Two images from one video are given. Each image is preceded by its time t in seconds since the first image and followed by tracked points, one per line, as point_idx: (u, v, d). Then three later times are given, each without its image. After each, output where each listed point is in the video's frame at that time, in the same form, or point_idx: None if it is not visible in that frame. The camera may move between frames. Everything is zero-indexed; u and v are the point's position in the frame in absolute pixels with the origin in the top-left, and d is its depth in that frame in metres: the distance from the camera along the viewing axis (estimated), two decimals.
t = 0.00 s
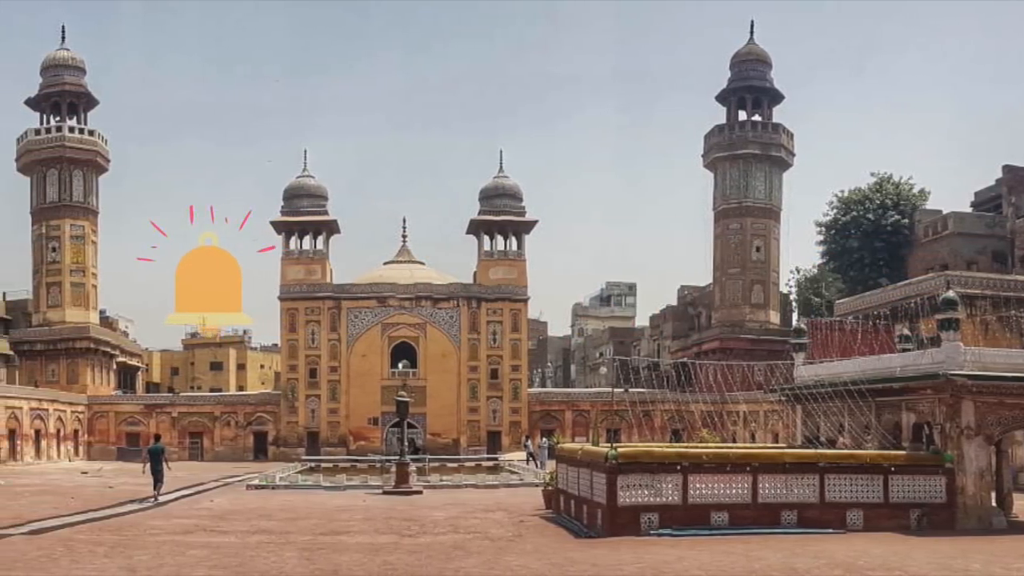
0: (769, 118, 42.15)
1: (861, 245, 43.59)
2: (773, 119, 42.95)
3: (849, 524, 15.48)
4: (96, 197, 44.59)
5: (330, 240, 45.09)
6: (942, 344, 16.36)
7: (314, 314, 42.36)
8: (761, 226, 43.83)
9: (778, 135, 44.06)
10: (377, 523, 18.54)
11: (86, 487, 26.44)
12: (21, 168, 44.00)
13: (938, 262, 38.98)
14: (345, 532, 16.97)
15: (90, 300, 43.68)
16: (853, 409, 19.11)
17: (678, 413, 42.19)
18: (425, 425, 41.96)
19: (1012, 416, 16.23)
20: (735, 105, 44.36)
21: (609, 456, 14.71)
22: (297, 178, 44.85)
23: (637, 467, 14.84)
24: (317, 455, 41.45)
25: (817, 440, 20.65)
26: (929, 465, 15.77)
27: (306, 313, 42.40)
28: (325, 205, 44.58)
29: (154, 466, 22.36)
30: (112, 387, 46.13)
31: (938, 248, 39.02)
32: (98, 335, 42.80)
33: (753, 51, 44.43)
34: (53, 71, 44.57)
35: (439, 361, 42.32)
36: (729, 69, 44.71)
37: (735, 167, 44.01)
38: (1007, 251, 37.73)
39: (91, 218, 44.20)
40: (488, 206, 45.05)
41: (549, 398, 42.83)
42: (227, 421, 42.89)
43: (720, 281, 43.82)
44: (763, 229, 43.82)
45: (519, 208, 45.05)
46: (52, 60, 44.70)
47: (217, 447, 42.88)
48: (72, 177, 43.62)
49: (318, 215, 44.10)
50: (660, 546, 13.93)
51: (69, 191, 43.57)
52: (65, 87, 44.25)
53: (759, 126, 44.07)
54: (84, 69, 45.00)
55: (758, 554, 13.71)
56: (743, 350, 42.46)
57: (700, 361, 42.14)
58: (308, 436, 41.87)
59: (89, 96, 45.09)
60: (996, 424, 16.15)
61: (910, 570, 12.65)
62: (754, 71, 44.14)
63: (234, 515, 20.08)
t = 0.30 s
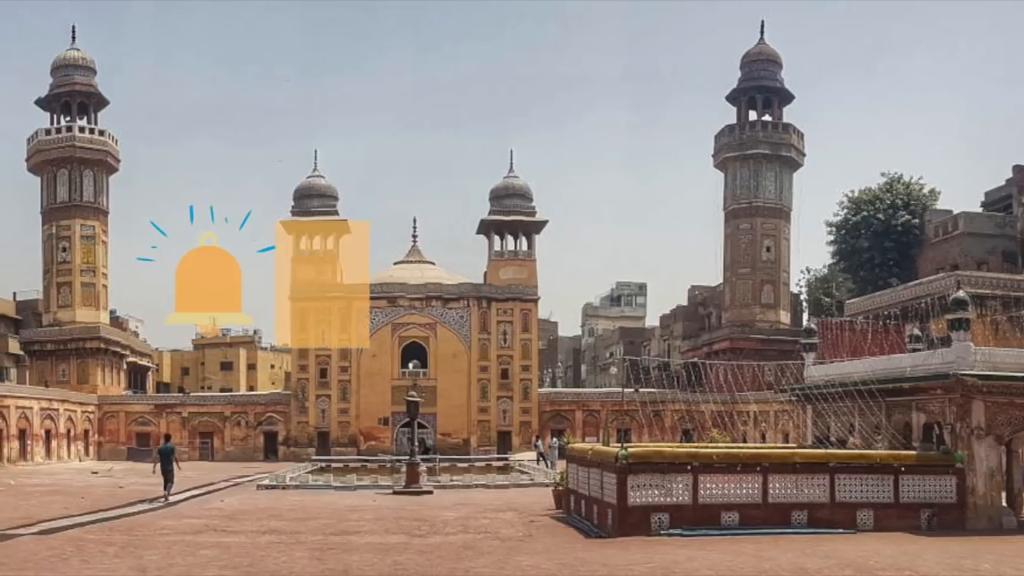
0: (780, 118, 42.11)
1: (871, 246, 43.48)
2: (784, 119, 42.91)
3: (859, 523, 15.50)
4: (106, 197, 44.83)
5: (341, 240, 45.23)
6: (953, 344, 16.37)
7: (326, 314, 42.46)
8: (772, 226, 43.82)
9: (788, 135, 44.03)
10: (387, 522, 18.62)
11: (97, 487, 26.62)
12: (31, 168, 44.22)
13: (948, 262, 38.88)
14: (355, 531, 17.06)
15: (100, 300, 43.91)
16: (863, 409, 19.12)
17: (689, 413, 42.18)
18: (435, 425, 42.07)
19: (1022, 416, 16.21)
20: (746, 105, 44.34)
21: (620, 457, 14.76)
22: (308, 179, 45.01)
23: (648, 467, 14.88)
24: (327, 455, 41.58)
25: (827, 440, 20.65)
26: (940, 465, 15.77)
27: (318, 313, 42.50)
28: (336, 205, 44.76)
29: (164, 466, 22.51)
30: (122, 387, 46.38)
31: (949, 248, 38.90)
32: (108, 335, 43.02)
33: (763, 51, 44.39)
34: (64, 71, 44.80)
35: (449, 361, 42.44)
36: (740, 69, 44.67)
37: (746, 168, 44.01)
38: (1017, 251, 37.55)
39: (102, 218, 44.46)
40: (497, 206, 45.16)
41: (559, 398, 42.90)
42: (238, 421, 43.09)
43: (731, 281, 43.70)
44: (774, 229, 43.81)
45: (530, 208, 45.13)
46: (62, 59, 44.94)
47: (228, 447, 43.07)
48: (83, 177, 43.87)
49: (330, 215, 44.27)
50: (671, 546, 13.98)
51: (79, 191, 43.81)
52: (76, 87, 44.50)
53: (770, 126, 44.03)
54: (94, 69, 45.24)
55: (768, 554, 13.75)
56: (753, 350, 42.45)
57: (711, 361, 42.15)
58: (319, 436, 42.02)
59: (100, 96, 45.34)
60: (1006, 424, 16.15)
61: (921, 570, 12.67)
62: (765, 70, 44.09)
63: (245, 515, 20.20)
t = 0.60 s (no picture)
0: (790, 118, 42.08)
1: (881, 245, 43.42)
2: (794, 119, 42.87)
3: (870, 523, 15.51)
4: (116, 197, 45.08)
5: (351, 240, 45.36)
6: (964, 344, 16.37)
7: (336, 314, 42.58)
8: (782, 226, 43.83)
9: (799, 135, 43.99)
10: (398, 522, 18.71)
11: (108, 487, 26.79)
12: (42, 168, 44.49)
13: (959, 262, 38.79)
14: (366, 531, 17.15)
15: (110, 300, 44.17)
16: (874, 409, 19.13)
17: (699, 413, 41.90)
18: (445, 425, 42.18)
19: None
20: (756, 105, 44.31)
21: (630, 456, 14.81)
22: (318, 179, 45.16)
23: (658, 467, 14.91)
24: (338, 454, 41.71)
25: (838, 440, 20.68)
26: (950, 465, 15.77)
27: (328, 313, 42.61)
28: (346, 205, 44.92)
29: (175, 466, 22.65)
30: (133, 387, 46.62)
31: (960, 248, 38.81)
32: (118, 335, 43.27)
33: (774, 51, 44.33)
34: (74, 71, 45.04)
35: (460, 361, 42.49)
36: (750, 69, 44.63)
37: (756, 168, 43.99)
38: None
39: (112, 219, 44.70)
40: (507, 206, 45.24)
41: (569, 397, 42.96)
42: (248, 421, 43.28)
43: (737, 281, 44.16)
44: (784, 229, 43.82)
45: (540, 208, 45.19)
46: (73, 59, 45.20)
47: (238, 447, 43.27)
48: (93, 177, 44.13)
49: (340, 215, 44.40)
50: (681, 546, 14.02)
51: (90, 191, 44.07)
52: (87, 87, 44.75)
53: (780, 126, 44.00)
54: (105, 69, 45.49)
55: (778, 553, 13.78)
56: (764, 350, 42.43)
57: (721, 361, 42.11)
58: (329, 435, 42.18)
59: (110, 96, 45.60)
60: (1017, 424, 16.15)
61: (931, 570, 12.68)
62: (775, 71, 44.05)
63: (255, 515, 20.32)
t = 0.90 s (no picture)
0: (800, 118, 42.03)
1: (891, 245, 43.34)
2: (805, 119, 42.82)
3: (880, 523, 15.52)
4: (127, 197, 45.31)
5: (361, 240, 45.47)
6: (974, 344, 16.39)
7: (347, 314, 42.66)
8: (793, 226, 43.82)
9: (809, 135, 43.94)
10: (408, 522, 18.79)
11: (118, 487, 26.94)
12: (52, 168, 44.73)
13: (969, 263, 38.73)
14: (376, 532, 17.23)
15: (121, 300, 44.40)
16: (884, 409, 19.13)
17: (710, 413, 42.05)
18: (456, 425, 42.25)
19: None
20: (767, 105, 44.27)
21: (641, 456, 14.85)
22: (329, 179, 45.30)
23: (668, 467, 14.95)
24: (348, 454, 41.83)
25: (849, 440, 20.70)
26: (960, 465, 15.77)
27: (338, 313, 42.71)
28: (356, 205, 45.05)
29: (185, 466, 22.78)
30: (143, 387, 46.84)
31: (970, 248, 38.74)
32: (129, 335, 43.48)
33: (784, 51, 44.28)
34: (84, 71, 45.31)
35: (470, 361, 42.60)
36: (760, 69, 44.58)
37: (767, 168, 43.94)
38: None
39: (122, 219, 44.93)
40: (518, 206, 45.33)
41: (580, 398, 43.03)
42: (259, 421, 43.45)
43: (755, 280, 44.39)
44: (795, 229, 43.81)
45: (551, 208, 45.24)
46: (83, 59, 45.45)
47: (248, 447, 43.43)
48: (104, 177, 44.36)
49: (350, 215, 44.52)
50: (692, 546, 14.06)
51: (100, 191, 44.31)
52: (97, 87, 44.99)
53: (791, 126, 43.94)
54: (115, 69, 45.73)
55: (789, 553, 13.81)
56: (774, 350, 42.28)
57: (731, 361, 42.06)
58: (340, 435, 42.28)
59: (120, 96, 45.83)
60: None
61: (941, 570, 12.70)
62: (786, 71, 43.99)
63: (265, 515, 20.42)
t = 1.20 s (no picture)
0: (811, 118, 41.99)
1: (901, 245, 43.23)
2: (815, 119, 42.77)
3: (890, 523, 15.53)
4: (137, 197, 45.55)
5: (371, 240, 45.61)
6: (985, 344, 16.42)
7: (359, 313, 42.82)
8: (803, 226, 43.81)
9: (820, 135, 43.90)
10: (418, 522, 18.88)
11: (130, 487, 27.12)
12: (63, 168, 44.99)
13: (979, 263, 38.62)
14: (387, 532, 17.33)
15: (131, 300, 44.63)
16: (895, 409, 19.13)
17: (720, 413, 42.06)
18: (466, 425, 42.34)
19: None
20: (777, 105, 44.24)
21: (651, 456, 14.89)
22: (339, 179, 45.45)
23: (679, 467, 14.98)
24: (358, 454, 41.96)
25: (859, 440, 20.72)
26: (971, 465, 15.77)
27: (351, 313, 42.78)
28: (366, 205, 45.18)
29: (196, 466, 22.92)
30: (153, 387, 47.08)
31: (980, 248, 38.63)
32: (139, 335, 43.70)
33: (795, 51, 44.24)
34: (95, 71, 45.56)
35: (481, 361, 42.69)
36: (770, 69, 44.54)
37: (777, 168, 43.90)
38: None
39: (133, 218, 45.17)
40: (528, 206, 45.41)
41: (590, 398, 43.17)
42: (269, 421, 43.63)
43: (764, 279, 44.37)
44: (805, 229, 43.81)
45: (561, 208, 45.30)
46: (93, 60, 45.71)
47: (259, 447, 43.61)
48: (114, 177, 44.60)
49: (360, 215, 44.65)
50: (702, 546, 14.10)
51: (110, 191, 44.55)
52: (107, 87, 45.23)
53: (801, 126, 43.90)
54: (125, 69, 45.98)
55: (799, 554, 13.84)
56: (785, 350, 42.16)
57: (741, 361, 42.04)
58: (350, 435, 42.40)
59: (130, 96, 46.07)
60: None
61: (952, 570, 12.71)
62: (796, 70, 43.94)
63: (275, 515, 20.54)
